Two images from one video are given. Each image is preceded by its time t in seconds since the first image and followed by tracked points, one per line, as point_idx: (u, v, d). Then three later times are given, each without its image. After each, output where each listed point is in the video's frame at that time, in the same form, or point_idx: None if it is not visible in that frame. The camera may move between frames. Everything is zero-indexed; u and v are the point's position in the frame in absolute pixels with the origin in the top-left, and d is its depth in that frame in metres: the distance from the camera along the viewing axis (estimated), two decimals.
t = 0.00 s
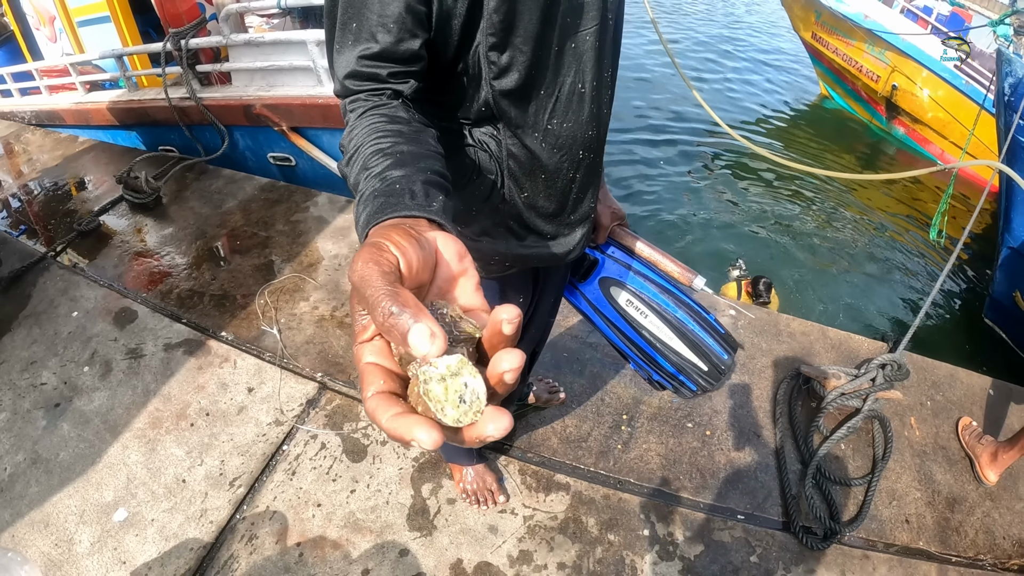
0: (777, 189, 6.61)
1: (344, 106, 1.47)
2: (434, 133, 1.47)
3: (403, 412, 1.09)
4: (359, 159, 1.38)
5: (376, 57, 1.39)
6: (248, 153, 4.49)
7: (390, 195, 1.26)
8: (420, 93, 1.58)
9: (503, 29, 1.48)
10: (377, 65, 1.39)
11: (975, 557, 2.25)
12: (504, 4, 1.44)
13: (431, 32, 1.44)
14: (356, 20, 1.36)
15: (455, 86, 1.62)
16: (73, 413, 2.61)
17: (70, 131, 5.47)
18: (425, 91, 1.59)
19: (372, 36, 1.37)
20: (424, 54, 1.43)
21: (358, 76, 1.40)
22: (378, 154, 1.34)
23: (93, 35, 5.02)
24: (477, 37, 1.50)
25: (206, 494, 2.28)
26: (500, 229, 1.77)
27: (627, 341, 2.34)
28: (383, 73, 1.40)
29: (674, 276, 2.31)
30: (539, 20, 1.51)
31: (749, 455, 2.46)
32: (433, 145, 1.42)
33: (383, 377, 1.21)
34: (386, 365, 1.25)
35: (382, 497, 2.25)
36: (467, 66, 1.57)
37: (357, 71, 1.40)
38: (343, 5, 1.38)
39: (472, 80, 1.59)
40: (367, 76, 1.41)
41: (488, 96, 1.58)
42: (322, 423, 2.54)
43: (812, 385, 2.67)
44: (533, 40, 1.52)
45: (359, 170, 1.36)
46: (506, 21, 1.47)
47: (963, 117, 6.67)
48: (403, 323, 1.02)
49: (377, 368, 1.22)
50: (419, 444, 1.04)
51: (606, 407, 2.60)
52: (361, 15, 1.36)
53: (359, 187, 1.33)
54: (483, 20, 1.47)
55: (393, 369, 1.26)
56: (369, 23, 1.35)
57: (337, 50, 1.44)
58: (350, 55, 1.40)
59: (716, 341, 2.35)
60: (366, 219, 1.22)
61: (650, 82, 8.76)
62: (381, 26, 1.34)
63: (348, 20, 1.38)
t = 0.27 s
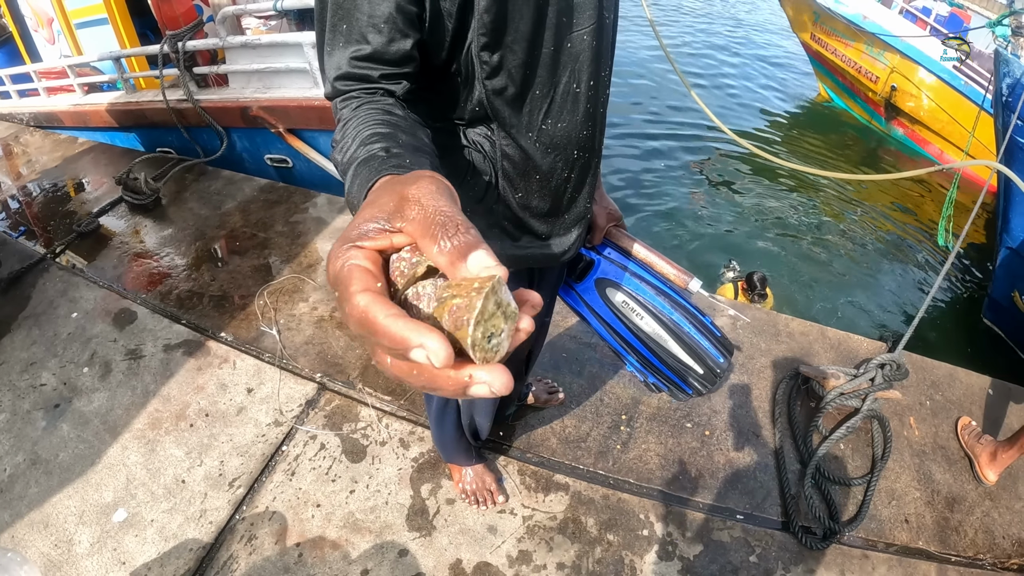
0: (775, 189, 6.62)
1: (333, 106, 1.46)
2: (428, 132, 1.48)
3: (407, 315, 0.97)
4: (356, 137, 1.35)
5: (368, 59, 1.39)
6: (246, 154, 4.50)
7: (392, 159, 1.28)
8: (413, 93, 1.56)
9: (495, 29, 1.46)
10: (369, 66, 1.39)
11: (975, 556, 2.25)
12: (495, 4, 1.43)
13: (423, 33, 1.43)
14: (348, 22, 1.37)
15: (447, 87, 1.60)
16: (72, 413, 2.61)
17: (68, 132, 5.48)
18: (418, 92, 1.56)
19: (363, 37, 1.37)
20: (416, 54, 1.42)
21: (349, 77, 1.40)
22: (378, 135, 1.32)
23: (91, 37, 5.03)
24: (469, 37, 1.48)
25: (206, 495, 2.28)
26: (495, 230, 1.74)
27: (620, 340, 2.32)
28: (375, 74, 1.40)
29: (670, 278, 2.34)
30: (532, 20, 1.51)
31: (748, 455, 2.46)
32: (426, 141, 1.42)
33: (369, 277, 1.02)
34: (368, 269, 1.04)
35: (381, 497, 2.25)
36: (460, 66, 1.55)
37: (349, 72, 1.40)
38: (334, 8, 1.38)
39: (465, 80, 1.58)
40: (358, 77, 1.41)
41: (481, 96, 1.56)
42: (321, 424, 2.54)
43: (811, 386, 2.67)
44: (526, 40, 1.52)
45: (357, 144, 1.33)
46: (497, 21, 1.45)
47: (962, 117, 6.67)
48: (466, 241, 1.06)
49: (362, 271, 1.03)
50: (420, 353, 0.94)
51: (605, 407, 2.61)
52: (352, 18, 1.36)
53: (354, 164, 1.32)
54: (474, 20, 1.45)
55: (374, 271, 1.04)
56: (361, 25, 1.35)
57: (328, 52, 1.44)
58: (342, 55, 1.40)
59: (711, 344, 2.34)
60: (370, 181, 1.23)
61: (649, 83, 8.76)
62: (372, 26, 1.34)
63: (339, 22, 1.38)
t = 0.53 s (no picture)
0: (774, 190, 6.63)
1: (337, 113, 1.46)
2: (430, 136, 1.49)
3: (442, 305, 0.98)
4: (366, 144, 1.34)
5: (370, 65, 1.38)
6: (245, 155, 4.50)
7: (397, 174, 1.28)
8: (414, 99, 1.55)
9: (498, 33, 1.46)
10: (370, 73, 1.39)
11: (975, 556, 2.26)
12: (496, 8, 1.42)
13: (424, 38, 1.42)
14: (349, 28, 1.36)
15: (449, 91, 1.59)
16: (74, 415, 2.62)
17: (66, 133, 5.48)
18: (419, 98, 1.55)
19: (365, 44, 1.36)
20: (418, 60, 1.42)
21: (352, 84, 1.40)
22: (390, 144, 1.33)
23: (91, 38, 5.03)
24: (470, 42, 1.48)
25: (208, 496, 2.29)
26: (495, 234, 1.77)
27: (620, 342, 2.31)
28: (377, 81, 1.39)
29: (669, 279, 2.33)
30: (536, 23, 1.48)
31: (749, 455, 2.46)
32: (429, 146, 1.44)
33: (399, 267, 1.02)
34: (393, 258, 1.03)
35: (383, 498, 2.26)
36: (462, 70, 1.54)
37: (351, 79, 1.39)
38: (334, 14, 1.37)
39: (467, 84, 1.57)
40: (360, 84, 1.40)
41: (483, 101, 1.56)
42: (323, 425, 2.54)
43: (812, 386, 2.67)
44: (531, 44, 1.50)
45: (370, 151, 1.33)
46: (500, 25, 1.45)
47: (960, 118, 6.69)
48: (510, 272, 1.11)
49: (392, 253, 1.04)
50: (467, 332, 0.95)
51: (606, 408, 2.61)
52: (353, 23, 1.35)
53: (366, 170, 1.32)
54: (476, 25, 1.45)
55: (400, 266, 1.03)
56: (362, 31, 1.35)
57: (329, 58, 1.44)
58: (344, 63, 1.40)
59: (710, 344, 2.32)
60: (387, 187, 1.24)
61: (649, 84, 8.78)
62: (374, 32, 1.34)
63: (340, 29, 1.38)
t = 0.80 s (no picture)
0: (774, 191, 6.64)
1: (339, 116, 1.46)
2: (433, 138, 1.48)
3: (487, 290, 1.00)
4: (372, 148, 1.34)
5: (373, 68, 1.39)
6: (244, 156, 4.50)
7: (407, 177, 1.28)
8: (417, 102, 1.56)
9: (497, 35, 1.46)
10: (374, 76, 1.39)
11: (976, 556, 2.26)
12: (496, 10, 1.43)
13: (425, 40, 1.43)
14: (351, 31, 1.36)
15: (449, 93, 1.61)
16: (76, 417, 2.62)
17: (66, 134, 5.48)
18: (421, 100, 1.56)
19: (367, 47, 1.37)
20: (420, 63, 1.42)
21: (356, 88, 1.41)
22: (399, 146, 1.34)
23: (91, 38, 5.03)
24: (471, 45, 1.49)
25: (210, 498, 2.29)
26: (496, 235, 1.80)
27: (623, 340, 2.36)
28: (380, 83, 1.40)
29: (669, 276, 2.35)
30: (533, 24, 1.48)
31: (750, 456, 2.47)
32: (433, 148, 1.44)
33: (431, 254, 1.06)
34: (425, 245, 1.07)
35: (385, 500, 2.26)
36: (462, 73, 1.55)
37: (355, 82, 1.39)
38: (336, 18, 1.38)
39: (467, 86, 1.57)
40: (364, 87, 1.41)
41: (483, 103, 1.57)
42: (325, 426, 2.55)
43: (813, 387, 2.68)
44: (528, 46, 1.50)
45: (377, 154, 1.33)
46: (499, 28, 1.46)
47: (960, 119, 6.70)
48: (531, 252, 1.12)
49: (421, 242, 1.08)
50: (512, 322, 0.96)
51: (607, 409, 2.62)
52: (355, 26, 1.36)
53: (373, 172, 1.32)
54: (476, 27, 1.46)
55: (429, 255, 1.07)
56: (364, 34, 1.35)
57: (332, 61, 1.44)
58: (346, 65, 1.40)
59: (712, 340, 2.30)
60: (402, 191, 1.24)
61: (648, 86, 8.79)
62: (376, 36, 1.35)
63: (342, 32, 1.38)
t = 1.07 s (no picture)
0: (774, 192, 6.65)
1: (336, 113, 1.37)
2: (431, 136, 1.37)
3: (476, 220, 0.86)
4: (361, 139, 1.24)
5: (372, 65, 1.31)
6: (245, 155, 4.49)
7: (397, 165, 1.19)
8: (418, 101, 1.50)
9: (497, 35, 1.41)
10: (372, 71, 1.31)
11: (978, 556, 2.26)
12: (496, 10, 1.38)
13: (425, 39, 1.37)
14: (351, 29, 1.31)
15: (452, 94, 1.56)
16: (77, 418, 2.62)
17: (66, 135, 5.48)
18: (420, 99, 1.49)
19: (368, 43, 1.30)
20: (421, 61, 1.36)
21: (352, 84, 1.31)
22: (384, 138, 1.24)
23: (91, 39, 5.03)
24: (470, 45, 1.44)
25: (212, 499, 2.29)
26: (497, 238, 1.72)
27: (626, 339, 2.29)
28: (379, 78, 1.31)
29: (670, 273, 2.27)
30: (531, 24, 1.43)
31: (752, 457, 2.47)
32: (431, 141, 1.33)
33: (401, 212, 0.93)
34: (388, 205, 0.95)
35: (387, 501, 2.26)
36: (462, 73, 1.52)
37: (350, 78, 1.31)
38: (336, 17, 1.33)
39: (468, 86, 1.54)
40: (360, 83, 1.32)
41: (482, 103, 1.51)
42: (327, 428, 2.55)
43: (814, 388, 2.68)
44: (526, 45, 1.45)
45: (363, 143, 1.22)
46: (499, 28, 1.41)
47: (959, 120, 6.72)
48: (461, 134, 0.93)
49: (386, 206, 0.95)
50: (506, 245, 0.82)
51: (609, 410, 2.62)
52: (354, 24, 1.30)
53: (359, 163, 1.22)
54: (476, 27, 1.41)
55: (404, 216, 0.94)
56: (364, 30, 1.29)
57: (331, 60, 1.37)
58: (345, 62, 1.32)
59: (714, 335, 2.30)
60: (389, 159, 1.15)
61: (648, 87, 8.81)
62: (377, 32, 1.29)
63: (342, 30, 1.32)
